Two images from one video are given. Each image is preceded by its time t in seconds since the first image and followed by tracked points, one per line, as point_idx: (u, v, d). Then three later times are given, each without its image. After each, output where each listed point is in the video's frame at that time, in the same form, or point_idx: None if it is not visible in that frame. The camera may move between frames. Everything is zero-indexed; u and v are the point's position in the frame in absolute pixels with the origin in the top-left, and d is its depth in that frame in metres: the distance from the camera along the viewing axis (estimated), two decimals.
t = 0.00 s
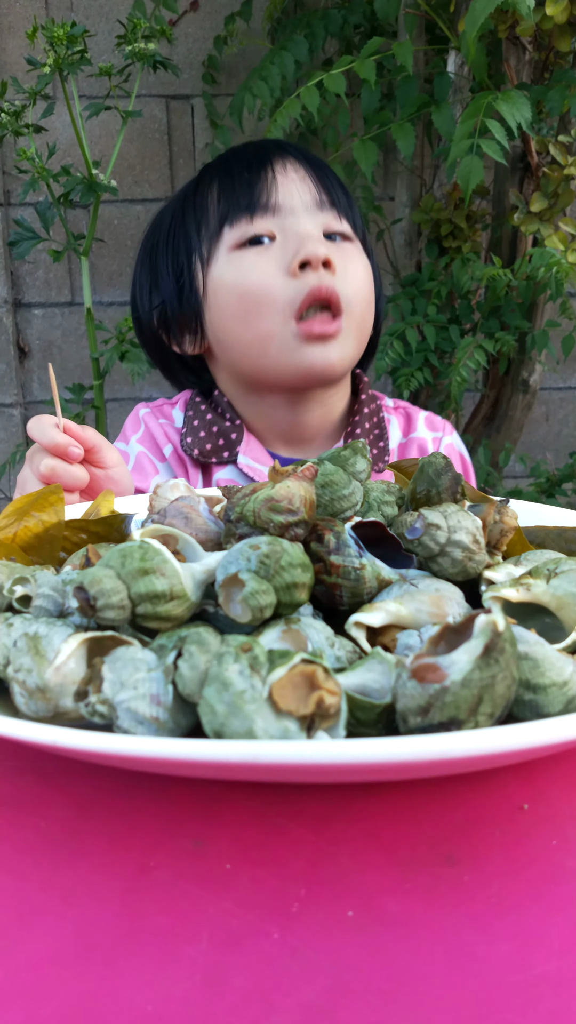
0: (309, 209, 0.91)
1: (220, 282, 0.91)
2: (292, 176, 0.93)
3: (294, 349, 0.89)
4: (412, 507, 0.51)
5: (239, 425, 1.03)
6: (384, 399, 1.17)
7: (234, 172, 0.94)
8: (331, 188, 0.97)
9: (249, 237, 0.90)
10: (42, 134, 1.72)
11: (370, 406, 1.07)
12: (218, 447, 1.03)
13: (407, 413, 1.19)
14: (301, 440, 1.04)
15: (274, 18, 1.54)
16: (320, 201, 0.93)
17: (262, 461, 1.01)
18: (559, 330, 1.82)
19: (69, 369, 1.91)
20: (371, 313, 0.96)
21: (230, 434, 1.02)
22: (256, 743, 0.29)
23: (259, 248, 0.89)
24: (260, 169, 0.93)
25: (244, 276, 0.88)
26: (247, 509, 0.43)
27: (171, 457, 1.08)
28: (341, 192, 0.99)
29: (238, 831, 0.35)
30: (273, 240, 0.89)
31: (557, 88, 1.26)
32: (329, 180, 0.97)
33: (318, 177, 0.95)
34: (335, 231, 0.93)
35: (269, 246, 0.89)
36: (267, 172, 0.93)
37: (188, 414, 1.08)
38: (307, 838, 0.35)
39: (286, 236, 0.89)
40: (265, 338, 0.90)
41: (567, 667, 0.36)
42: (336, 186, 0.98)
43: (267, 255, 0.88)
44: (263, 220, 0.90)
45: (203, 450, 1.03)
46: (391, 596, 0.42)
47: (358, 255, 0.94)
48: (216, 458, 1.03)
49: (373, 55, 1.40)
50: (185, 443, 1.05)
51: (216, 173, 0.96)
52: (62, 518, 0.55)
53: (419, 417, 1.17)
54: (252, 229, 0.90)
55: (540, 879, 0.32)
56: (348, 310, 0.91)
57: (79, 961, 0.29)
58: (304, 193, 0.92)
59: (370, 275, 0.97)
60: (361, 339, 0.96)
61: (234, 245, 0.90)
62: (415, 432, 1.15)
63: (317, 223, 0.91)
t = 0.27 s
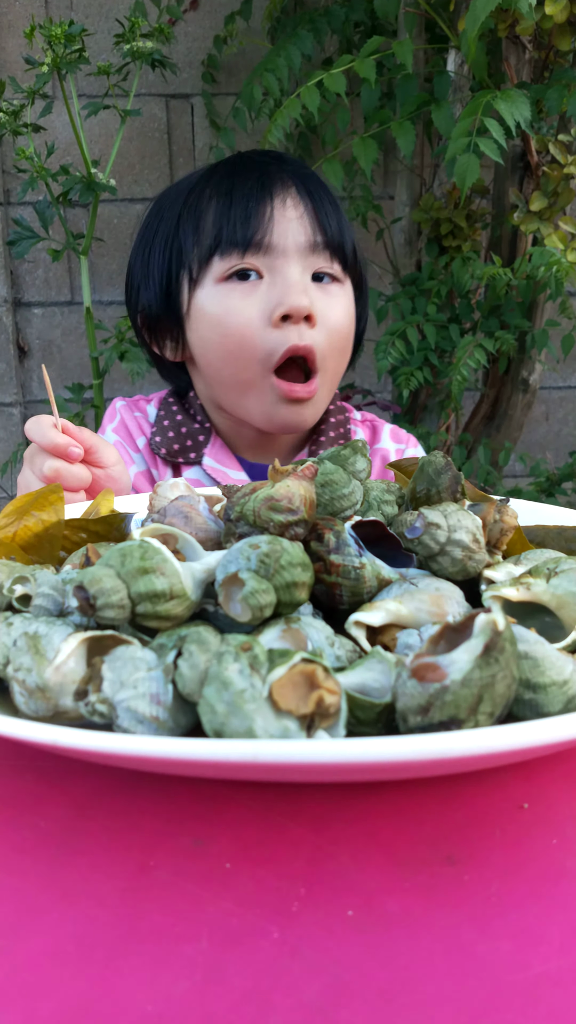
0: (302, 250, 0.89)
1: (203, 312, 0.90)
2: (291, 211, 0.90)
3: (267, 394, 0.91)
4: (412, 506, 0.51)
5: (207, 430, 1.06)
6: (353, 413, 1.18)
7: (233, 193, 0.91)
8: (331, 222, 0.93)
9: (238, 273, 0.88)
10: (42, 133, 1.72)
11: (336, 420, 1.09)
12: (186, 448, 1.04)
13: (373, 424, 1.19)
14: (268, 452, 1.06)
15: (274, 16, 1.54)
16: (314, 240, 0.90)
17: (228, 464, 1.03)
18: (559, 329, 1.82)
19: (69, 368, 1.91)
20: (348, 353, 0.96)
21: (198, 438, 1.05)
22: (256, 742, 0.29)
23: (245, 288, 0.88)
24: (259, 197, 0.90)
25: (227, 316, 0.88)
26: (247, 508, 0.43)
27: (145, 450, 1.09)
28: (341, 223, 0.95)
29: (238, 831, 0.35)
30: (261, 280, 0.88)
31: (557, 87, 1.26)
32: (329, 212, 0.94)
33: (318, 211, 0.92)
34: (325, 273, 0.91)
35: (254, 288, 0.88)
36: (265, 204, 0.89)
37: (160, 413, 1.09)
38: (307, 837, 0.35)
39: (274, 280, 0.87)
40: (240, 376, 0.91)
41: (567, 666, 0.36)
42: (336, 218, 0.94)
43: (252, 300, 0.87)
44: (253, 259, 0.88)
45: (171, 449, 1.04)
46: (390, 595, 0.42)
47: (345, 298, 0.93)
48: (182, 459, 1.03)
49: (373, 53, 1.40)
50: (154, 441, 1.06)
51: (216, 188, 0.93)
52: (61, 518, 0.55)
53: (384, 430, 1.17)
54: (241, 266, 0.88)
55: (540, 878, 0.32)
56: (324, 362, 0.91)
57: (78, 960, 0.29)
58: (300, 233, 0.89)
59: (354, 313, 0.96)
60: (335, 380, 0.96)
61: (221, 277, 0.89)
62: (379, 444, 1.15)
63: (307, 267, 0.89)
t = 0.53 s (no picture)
0: (238, 265, 0.85)
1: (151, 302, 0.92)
2: (235, 224, 0.86)
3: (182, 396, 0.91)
4: (412, 506, 0.51)
5: (174, 424, 1.06)
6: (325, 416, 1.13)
7: (199, 197, 0.90)
8: (284, 242, 0.87)
9: (178, 273, 0.88)
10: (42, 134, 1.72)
11: (303, 415, 1.04)
12: (153, 441, 1.05)
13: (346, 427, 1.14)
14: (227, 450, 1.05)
15: (274, 17, 1.54)
16: (255, 257, 0.85)
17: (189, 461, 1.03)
18: (559, 329, 1.82)
19: (69, 369, 1.91)
20: (289, 373, 0.92)
21: (165, 431, 1.05)
22: (257, 743, 0.29)
23: (179, 288, 0.88)
24: (213, 206, 0.87)
25: (159, 313, 0.89)
26: (247, 508, 0.43)
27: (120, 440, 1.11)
28: (301, 245, 0.89)
29: (239, 830, 0.35)
30: (194, 283, 0.87)
31: (557, 87, 1.26)
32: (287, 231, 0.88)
33: (270, 227, 0.87)
34: (265, 291, 0.87)
35: (185, 291, 0.87)
36: (214, 213, 0.87)
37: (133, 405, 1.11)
38: (307, 838, 0.35)
39: (205, 287, 0.86)
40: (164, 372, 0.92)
41: (568, 666, 0.36)
42: (294, 239, 0.88)
43: (179, 301, 0.87)
44: (188, 262, 0.87)
45: (138, 442, 1.06)
46: (391, 596, 0.42)
47: (287, 319, 0.89)
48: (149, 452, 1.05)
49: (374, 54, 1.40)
50: (124, 433, 1.07)
51: (193, 189, 0.92)
52: (62, 518, 0.55)
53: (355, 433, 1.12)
54: (180, 267, 0.88)
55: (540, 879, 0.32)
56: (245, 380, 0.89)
57: (79, 961, 0.29)
58: (236, 247, 0.85)
59: (302, 334, 0.91)
60: (270, 397, 0.93)
61: (166, 275, 0.89)
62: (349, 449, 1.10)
63: (244, 282, 0.86)
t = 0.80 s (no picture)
0: (208, 233, 0.85)
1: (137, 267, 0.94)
2: (215, 195, 0.86)
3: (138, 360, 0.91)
4: (412, 505, 0.51)
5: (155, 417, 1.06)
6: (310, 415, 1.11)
7: (195, 173, 0.91)
8: (260, 218, 0.86)
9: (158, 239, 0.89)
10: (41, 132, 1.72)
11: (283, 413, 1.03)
12: (133, 434, 1.05)
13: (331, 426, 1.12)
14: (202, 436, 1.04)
15: (274, 15, 1.54)
16: (225, 228, 0.85)
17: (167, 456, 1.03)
18: (559, 327, 1.82)
19: (69, 367, 1.91)
20: (246, 352, 0.90)
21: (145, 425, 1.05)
22: (257, 742, 0.29)
23: (155, 252, 0.89)
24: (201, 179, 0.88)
25: (134, 274, 0.90)
26: (247, 506, 0.43)
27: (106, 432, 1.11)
28: (279, 225, 0.87)
29: (239, 829, 0.35)
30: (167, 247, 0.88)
31: (557, 85, 1.25)
32: (266, 209, 0.87)
33: (246, 201, 0.86)
34: (229, 264, 0.85)
35: (158, 254, 0.88)
36: (199, 185, 0.88)
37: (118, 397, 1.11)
38: (307, 836, 0.34)
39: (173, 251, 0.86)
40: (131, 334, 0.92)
41: (568, 664, 0.36)
42: (273, 217, 0.87)
43: (151, 262, 0.88)
44: (167, 227, 0.88)
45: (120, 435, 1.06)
46: (391, 594, 0.42)
47: (246, 296, 0.86)
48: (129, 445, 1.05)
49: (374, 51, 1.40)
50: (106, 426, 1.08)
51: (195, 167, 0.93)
52: (62, 516, 0.55)
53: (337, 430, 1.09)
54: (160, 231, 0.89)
55: (541, 877, 0.32)
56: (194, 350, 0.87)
57: (78, 960, 0.29)
58: (209, 216, 0.85)
59: (266, 317, 0.89)
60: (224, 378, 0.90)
61: (150, 242, 0.91)
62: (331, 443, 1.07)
63: (208, 252, 0.85)
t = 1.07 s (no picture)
0: (209, 210, 0.86)
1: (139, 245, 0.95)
2: (221, 174, 0.88)
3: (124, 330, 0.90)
4: (412, 505, 0.51)
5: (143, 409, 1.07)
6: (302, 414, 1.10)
7: (205, 153, 0.93)
8: (262, 200, 0.87)
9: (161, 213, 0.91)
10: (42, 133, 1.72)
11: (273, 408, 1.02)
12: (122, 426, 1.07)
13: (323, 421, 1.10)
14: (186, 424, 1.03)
15: (275, 16, 1.54)
16: (226, 206, 0.86)
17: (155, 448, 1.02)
18: (559, 328, 1.82)
19: (69, 367, 1.91)
20: (235, 331, 0.89)
21: (134, 417, 1.07)
22: (257, 742, 0.29)
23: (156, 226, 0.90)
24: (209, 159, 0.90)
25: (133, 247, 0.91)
26: (247, 507, 0.43)
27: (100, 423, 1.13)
28: (282, 209, 0.88)
29: (239, 829, 0.35)
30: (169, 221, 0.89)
31: (557, 86, 1.25)
32: (269, 193, 0.88)
33: (250, 182, 0.87)
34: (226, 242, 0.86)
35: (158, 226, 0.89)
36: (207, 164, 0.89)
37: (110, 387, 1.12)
38: (307, 836, 0.34)
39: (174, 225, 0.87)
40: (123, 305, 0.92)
41: (568, 665, 0.36)
42: (276, 202, 0.88)
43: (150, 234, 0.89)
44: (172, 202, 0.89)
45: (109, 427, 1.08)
46: (391, 595, 0.42)
47: (240, 276, 0.86)
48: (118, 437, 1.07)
49: (374, 53, 1.40)
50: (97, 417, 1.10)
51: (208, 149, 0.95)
52: (62, 517, 0.55)
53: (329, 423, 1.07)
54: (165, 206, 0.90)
55: (541, 878, 0.33)
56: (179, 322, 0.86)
57: (79, 961, 0.29)
58: (213, 194, 0.86)
59: (258, 300, 0.88)
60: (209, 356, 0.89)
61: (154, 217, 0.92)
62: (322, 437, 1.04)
63: (207, 227, 0.86)
